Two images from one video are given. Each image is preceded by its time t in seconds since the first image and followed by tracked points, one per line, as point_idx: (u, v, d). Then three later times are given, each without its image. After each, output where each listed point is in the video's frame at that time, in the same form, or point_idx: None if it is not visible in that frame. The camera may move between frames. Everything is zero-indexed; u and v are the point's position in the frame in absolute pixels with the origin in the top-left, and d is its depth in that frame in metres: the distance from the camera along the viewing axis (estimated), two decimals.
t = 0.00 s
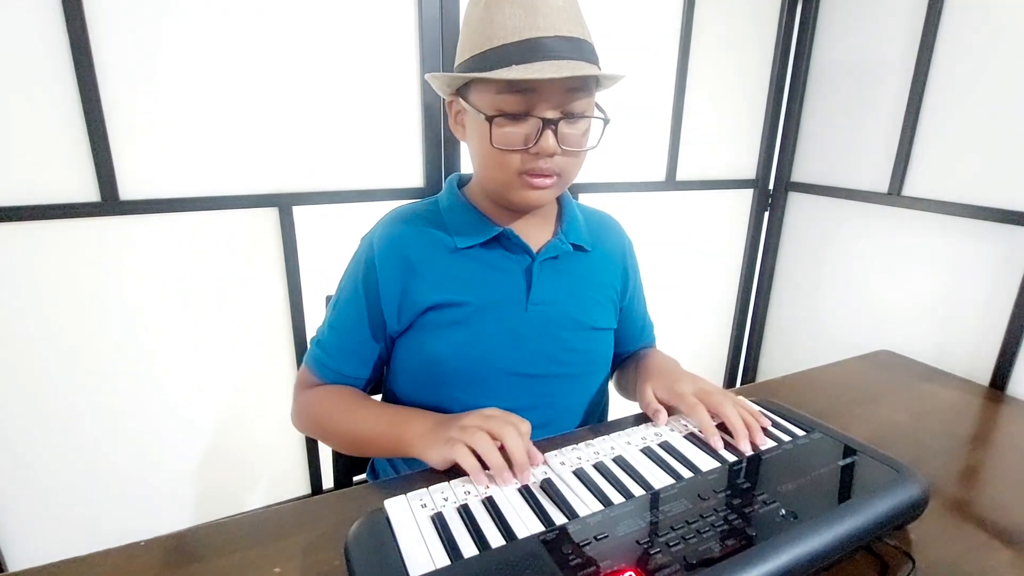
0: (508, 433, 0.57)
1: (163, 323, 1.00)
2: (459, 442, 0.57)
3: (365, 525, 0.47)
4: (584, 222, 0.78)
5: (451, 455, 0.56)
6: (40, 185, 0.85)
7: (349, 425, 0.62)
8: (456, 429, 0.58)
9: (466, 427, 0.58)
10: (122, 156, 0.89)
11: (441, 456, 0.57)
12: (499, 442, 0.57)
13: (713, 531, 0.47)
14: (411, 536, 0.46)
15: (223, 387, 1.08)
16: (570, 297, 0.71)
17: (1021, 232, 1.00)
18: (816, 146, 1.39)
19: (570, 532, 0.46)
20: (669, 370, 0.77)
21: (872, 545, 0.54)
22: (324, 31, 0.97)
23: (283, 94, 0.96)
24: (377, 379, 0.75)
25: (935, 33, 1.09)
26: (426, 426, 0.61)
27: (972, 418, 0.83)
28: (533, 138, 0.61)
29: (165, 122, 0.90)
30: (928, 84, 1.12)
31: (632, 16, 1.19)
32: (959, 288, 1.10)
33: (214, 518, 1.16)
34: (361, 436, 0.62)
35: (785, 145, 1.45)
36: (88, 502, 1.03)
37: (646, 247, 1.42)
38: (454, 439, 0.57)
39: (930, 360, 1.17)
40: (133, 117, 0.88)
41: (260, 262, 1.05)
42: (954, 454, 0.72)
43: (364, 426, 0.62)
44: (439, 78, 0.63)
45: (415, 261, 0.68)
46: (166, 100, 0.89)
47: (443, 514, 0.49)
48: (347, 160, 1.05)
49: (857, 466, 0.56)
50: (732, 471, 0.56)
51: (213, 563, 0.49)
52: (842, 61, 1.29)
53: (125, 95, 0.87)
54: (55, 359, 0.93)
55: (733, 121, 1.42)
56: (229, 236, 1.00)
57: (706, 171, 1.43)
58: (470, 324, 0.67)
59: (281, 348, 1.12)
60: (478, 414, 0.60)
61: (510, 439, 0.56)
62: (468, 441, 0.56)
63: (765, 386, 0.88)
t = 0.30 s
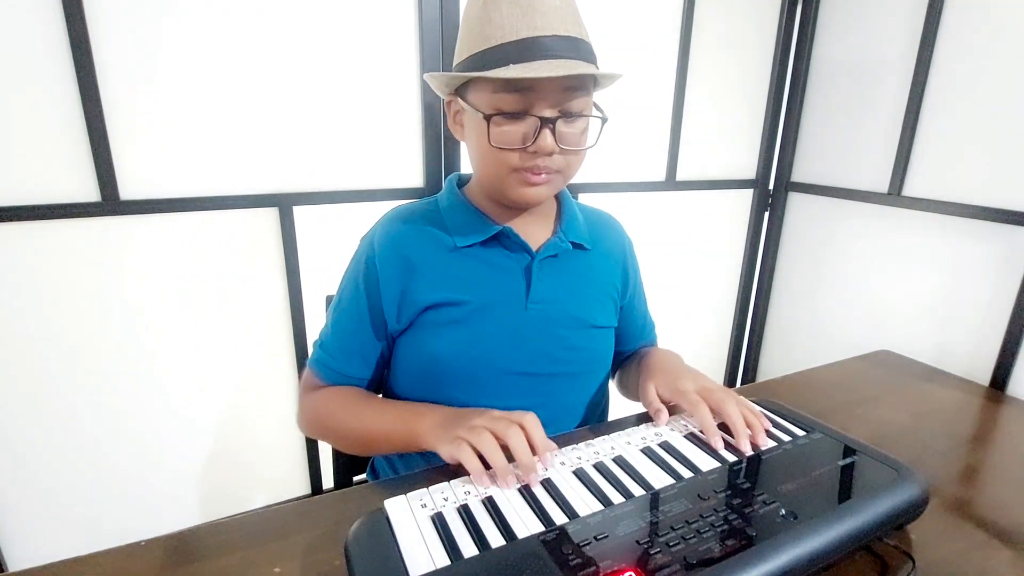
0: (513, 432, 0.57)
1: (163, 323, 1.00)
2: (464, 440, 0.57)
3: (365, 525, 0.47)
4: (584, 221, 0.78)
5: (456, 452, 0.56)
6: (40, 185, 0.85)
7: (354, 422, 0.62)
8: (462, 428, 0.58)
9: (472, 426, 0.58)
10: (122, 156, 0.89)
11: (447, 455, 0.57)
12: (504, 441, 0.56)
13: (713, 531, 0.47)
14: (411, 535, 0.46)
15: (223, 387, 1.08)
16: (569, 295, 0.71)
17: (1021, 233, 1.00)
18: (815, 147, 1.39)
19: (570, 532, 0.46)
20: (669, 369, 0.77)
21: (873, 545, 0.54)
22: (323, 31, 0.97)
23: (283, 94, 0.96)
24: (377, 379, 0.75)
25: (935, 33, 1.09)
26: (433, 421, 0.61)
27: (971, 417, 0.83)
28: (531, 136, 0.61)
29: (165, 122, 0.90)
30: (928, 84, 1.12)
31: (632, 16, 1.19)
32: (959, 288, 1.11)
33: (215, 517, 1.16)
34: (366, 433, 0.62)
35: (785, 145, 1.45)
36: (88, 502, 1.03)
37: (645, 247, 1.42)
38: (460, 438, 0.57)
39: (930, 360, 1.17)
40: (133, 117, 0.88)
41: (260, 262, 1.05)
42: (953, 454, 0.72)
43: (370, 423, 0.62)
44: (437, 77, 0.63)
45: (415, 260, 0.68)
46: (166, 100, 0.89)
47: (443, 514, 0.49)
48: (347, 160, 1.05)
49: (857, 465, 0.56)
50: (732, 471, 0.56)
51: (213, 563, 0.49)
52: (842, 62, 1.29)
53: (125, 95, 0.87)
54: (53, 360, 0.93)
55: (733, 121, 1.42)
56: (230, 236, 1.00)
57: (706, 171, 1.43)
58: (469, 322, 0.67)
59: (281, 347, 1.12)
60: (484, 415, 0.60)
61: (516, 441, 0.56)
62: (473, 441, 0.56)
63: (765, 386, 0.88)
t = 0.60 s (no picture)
0: (515, 434, 0.56)
1: (163, 323, 1.00)
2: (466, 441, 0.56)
3: (364, 525, 0.47)
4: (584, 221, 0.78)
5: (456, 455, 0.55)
6: (40, 185, 0.85)
7: (357, 415, 0.63)
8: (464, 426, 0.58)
9: (474, 425, 0.57)
10: (122, 156, 0.89)
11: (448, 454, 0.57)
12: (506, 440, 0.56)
13: (713, 531, 0.47)
14: (411, 535, 0.46)
15: (223, 387, 1.08)
16: (569, 296, 0.71)
17: (1020, 233, 1.00)
18: (815, 146, 1.39)
19: (570, 532, 0.46)
20: (668, 368, 0.77)
21: (873, 545, 0.54)
22: (323, 30, 0.97)
23: (283, 94, 0.96)
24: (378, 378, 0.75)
25: (935, 33, 1.09)
26: (436, 411, 0.61)
27: (971, 417, 0.83)
28: (531, 143, 0.61)
29: (165, 122, 0.90)
30: (928, 84, 1.12)
31: (632, 16, 1.19)
32: (959, 288, 1.11)
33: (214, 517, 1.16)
34: (371, 427, 0.62)
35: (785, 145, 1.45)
36: (88, 502, 1.03)
37: (645, 247, 1.42)
38: (462, 440, 0.57)
39: (930, 360, 1.17)
40: (133, 117, 0.88)
41: (260, 262, 1.05)
42: (953, 454, 0.72)
43: (374, 416, 0.62)
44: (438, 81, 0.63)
45: (415, 260, 0.68)
46: (166, 101, 0.89)
47: (443, 514, 0.49)
48: (347, 160, 1.05)
49: (858, 466, 0.56)
50: (732, 471, 0.56)
51: (213, 563, 0.49)
52: (842, 61, 1.29)
53: (126, 95, 0.87)
54: (53, 361, 0.93)
55: (733, 121, 1.42)
56: (230, 236, 1.00)
57: (706, 171, 1.43)
58: (469, 323, 0.67)
59: (281, 348, 1.12)
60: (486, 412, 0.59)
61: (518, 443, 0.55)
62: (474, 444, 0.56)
63: (765, 386, 0.88)
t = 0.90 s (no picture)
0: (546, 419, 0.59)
1: (163, 323, 1.00)
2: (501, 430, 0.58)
3: (365, 525, 0.47)
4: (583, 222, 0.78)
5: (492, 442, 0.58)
6: (40, 185, 0.85)
7: (363, 422, 0.63)
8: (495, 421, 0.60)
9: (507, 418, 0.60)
10: (122, 156, 0.89)
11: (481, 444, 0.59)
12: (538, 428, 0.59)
13: (713, 531, 0.47)
14: (411, 535, 0.46)
15: (224, 387, 1.08)
16: (569, 297, 0.71)
17: (1021, 233, 1.00)
18: (815, 146, 1.39)
19: (570, 532, 0.46)
20: (668, 369, 0.77)
21: (873, 545, 0.54)
22: (324, 30, 0.97)
23: (283, 94, 0.96)
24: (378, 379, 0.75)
25: (934, 33, 1.09)
26: (441, 418, 0.61)
27: (971, 417, 0.83)
28: (530, 144, 0.61)
29: (165, 122, 0.90)
30: (928, 84, 1.12)
31: (632, 17, 1.20)
32: (959, 288, 1.10)
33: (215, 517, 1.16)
34: (384, 432, 0.62)
35: (785, 145, 1.45)
36: (88, 502, 1.03)
37: (645, 247, 1.42)
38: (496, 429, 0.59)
39: (930, 360, 1.17)
40: (133, 117, 0.88)
41: (260, 262, 1.05)
42: (954, 454, 0.72)
43: (389, 424, 0.62)
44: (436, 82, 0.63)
45: (416, 261, 0.68)
46: (166, 101, 0.89)
47: (443, 514, 0.49)
48: (347, 160, 1.05)
49: (858, 466, 0.56)
50: (733, 471, 0.56)
51: (213, 563, 0.49)
52: (842, 61, 1.29)
53: (126, 95, 0.87)
54: (53, 361, 0.93)
55: (733, 121, 1.42)
56: (230, 236, 1.00)
57: (706, 171, 1.43)
58: (469, 324, 0.67)
59: (281, 348, 1.12)
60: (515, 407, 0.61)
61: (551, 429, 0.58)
62: (508, 432, 0.58)
63: (765, 387, 0.88)
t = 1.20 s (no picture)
0: (546, 426, 0.58)
1: (163, 323, 1.00)
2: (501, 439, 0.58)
3: (365, 525, 0.47)
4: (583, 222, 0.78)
5: (493, 451, 0.57)
6: (40, 185, 0.85)
7: (363, 425, 0.63)
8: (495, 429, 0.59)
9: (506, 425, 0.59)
10: (122, 156, 0.89)
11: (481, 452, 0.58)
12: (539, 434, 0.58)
13: (713, 531, 0.47)
14: (411, 535, 0.46)
15: (223, 386, 1.08)
16: (569, 298, 0.71)
17: (1020, 233, 1.00)
18: (815, 146, 1.39)
19: (570, 532, 0.46)
20: (668, 369, 0.77)
21: (873, 545, 0.54)
22: (324, 31, 0.97)
23: (283, 94, 0.96)
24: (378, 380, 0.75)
25: (934, 33, 1.09)
26: (447, 423, 0.61)
27: (971, 417, 0.83)
28: (526, 140, 0.60)
29: (165, 122, 0.90)
30: (928, 84, 1.12)
31: (632, 17, 1.20)
32: (959, 288, 1.11)
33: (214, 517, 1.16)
34: (384, 435, 0.62)
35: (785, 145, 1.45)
36: (88, 501, 1.03)
37: (645, 247, 1.42)
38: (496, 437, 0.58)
39: (930, 360, 1.17)
40: (133, 117, 0.88)
41: (260, 262, 1.05)
42: (953, 454, 0.72)
43: (392, 427, 0.62)
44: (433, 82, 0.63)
45: (415, 263, 0.68)
46: (166, 101, 0.89)
47: (443, 514, 0.49)
48: (347, 160, 1.05)
49: (857, 466, 0.56)
50: (732, 471, 0.56)
51: (213, 563, 0.49)
52: (842, 61, 1.29)
53: (126, 95, 0.87)
54: (52, 361, 0.93)
55: (733, 121, 1.42)
56: (229, 236, 1.00)
57: (706, 171, 1.43)
58: (469, 326, 0.67)
59: (281, 348, 1.12)
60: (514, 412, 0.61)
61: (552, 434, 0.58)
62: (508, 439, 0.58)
63: (765, 387, 0.88)
